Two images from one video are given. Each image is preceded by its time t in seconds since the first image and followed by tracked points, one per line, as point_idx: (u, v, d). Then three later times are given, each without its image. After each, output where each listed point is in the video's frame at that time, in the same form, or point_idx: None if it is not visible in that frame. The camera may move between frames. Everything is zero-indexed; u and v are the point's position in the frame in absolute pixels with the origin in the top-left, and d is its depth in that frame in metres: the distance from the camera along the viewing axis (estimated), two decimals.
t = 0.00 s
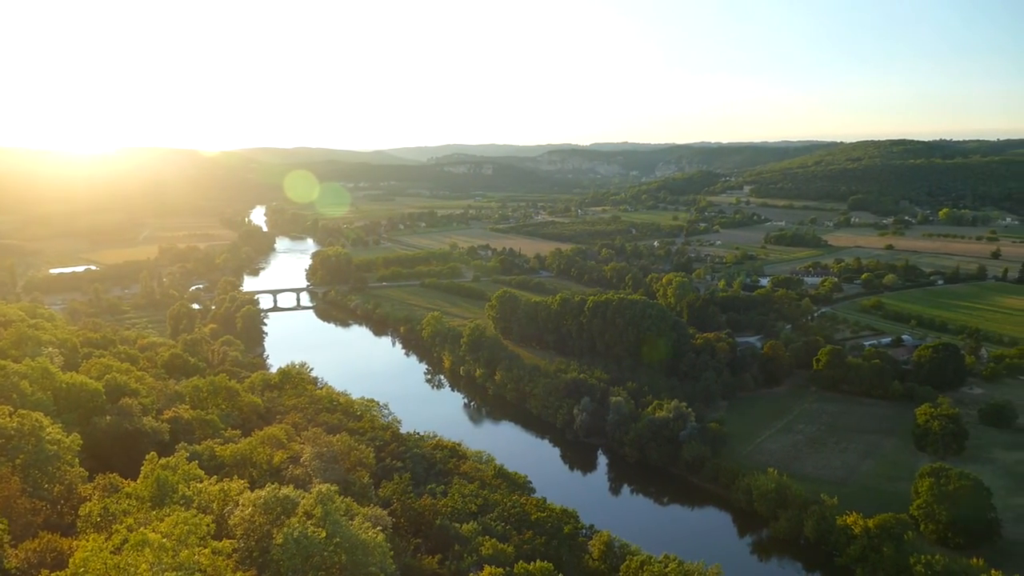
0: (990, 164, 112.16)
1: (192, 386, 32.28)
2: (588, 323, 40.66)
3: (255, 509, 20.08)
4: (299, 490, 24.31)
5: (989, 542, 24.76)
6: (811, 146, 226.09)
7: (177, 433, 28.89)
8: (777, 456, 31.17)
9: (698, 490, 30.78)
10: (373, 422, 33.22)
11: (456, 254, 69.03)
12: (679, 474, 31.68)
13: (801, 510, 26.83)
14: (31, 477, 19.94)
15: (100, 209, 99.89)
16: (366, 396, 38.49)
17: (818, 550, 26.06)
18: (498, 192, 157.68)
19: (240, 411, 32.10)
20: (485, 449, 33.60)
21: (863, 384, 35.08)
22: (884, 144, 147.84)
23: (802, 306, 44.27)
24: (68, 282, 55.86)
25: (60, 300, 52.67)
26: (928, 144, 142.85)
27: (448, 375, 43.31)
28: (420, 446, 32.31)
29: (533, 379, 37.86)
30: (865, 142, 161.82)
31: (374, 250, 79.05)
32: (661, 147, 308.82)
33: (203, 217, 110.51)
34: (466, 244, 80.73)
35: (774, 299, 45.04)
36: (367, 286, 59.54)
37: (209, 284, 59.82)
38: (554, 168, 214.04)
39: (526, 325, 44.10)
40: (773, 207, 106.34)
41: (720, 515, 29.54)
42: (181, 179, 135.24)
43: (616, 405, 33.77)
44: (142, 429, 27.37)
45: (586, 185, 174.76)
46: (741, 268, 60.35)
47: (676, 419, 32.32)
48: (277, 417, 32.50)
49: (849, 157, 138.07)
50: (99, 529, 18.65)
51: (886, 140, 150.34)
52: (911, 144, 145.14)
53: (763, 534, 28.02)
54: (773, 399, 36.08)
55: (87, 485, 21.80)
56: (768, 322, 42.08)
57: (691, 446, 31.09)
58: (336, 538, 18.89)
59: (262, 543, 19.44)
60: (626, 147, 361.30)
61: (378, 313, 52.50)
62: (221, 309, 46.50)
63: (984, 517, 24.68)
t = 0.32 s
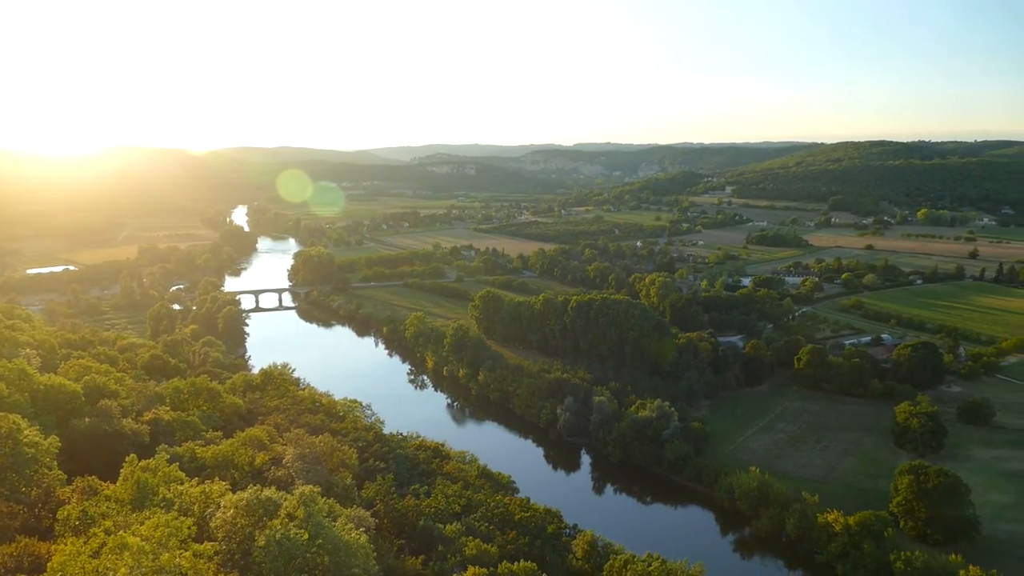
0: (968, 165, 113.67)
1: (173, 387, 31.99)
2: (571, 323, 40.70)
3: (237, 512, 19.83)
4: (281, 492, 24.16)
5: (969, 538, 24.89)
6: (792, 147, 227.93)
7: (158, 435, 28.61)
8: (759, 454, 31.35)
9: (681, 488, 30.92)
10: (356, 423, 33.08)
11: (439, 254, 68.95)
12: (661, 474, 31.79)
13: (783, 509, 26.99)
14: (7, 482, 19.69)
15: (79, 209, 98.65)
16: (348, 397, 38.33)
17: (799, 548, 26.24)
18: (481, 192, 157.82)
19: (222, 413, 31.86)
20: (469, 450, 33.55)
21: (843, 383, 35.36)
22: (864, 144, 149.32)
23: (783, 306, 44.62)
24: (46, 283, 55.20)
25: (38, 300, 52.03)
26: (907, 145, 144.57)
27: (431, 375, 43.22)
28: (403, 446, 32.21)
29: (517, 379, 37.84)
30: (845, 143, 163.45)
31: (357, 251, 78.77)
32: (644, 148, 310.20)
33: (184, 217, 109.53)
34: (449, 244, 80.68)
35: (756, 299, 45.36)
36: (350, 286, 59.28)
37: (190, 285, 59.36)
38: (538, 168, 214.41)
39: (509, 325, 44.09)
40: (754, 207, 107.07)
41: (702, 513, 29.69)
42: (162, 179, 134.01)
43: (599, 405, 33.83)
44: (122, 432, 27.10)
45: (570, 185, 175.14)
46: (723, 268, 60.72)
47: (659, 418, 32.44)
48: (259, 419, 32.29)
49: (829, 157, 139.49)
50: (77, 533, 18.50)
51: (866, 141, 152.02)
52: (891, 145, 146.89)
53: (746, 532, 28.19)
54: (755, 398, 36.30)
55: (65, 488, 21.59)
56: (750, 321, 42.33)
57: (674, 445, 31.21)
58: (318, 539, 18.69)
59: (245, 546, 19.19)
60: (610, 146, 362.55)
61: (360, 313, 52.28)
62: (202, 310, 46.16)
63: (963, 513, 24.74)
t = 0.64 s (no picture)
0: (941, 165, 115.39)
1: (149, 390, 31.64)
2: (551, 323, 40.74)
3: (215, 516, 19.50)
4: (259, 495, 24.00)
5: (943, 533, 25.23)
6: (769, 147, 230.12)
7: (134, 438, 28.24)
8: (738, 452, 31.60)
9: (661, 487, 31.08)
10: (335, 425, 32.90)
11: (418, 254, 68.79)
12: (641, 472, 31.94)
13: (761, 506, 27.20)
14: None
15: (53, 209, 97.29)
16: (327, 398, 38.12)
17: (778, 544, 26.44)
18: (460, 193, 157.52)
19: (199, 415, 31.56)
20: (449, 451, 33.48)
21: (820, 381, 35.73)
22: (840, 145, 151.04)
23: (761, 305, 45.01)
24: (19, 285, 54.35)
25: (10, 303, 51.20)
26: (883, 146, 146.46)
27: (411, 376, 43.12)
28: (383, 448, 32.10)
29: (497, 379, 37.82)
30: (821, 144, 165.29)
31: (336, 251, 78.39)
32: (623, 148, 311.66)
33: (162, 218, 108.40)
34: (428, 245, 80.57)
35: (734, 299, 45.73)
36: (330, 287, 58.94)
37: (167, 286, 58.72)
38: (518, 168, 214.60)
39: (489, 325, 44.10)
40: (732, 207, 107.92)
41: (682, 512, 29.87)
42: (137, 180, 132.42)
43: (579, 405, 33.91)
44: (96, 436, 26.71)
45: (550, 185, 175.47)
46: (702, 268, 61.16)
47: (639, 417, 32.56)
48: (237, 421, 32.03)
49: (805, 158, 141.07)
50: (50, 540, 18.31)
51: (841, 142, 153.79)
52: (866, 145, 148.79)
53: (725, 530, 28.41)
54: (734, 397, 36.58)
55: (38, 493, 21.32)
56: (729, 321, 42.64)
57: (654, 444, 31.35)
58: (297, 542, 18.46)
59: (223, 549, 18.83)
60: (591, 146, 363.70)
61: (339, 314, 52.02)
62: (179, 312, 45.72)
63: (937, 509, 25.11)
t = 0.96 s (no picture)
0: (910, 166, 117.47)
1: (118, 393, 31.17)
2: (526, 323, 40.79)
3: (186, 519, 19.00)
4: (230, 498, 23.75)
5: (911, 529, 25.64)
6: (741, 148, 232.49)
7: (102, 441, 27.80)
8: (711, 451, 31.87)
9: (635, 486, 31.25)
10: (308, 426, 32.63)
11: (391, 254, 68.57)
12: (616, 472, 32.04)
13: (734, 504, 27.43)
14: None
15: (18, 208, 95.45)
16: (299, 400, 37.82)
17: (751, 542, 26.67)
18: (434, 193, 157.10)
19: (169, 418, 31.12)
20: (424, 452, 33.37)
21: (791, 380, 36.15)
22: (811, 146, 153.08)
23: (733, 305, 45.48)
24: None
25: None
26: (853, 148, 148.72)
27: (385, 377, 42.93)
28: (357, 449, 31.93)
29: (471, 380, 37.77)
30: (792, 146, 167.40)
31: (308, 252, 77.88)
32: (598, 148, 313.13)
33: (131, 218, 106.84)
34: (402, 245, 80.32)
35: (707, 299, 46.14)
36: (303, 288, 58.54)
37: (136, 287, 57.91)
38: (493, 168, 214.61)
39: (463, 325, 44.06)
40: (705, 208, 108.83)
41: (656, 511, 30.03)
42: (106, 180, 130.34)
43: (554, 405, 33.94)
44: (63, 439, 26.25)
45: (526, 185, 175.85)
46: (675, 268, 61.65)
47: (613, 417, 32.67)
48: (208, 424, 31.68)
49: (777, 159, 142.76)
50: (15, 546, 17.96)
51: (812, 144, 155.92)
52: (836, 146, 150.87)
53: (698, 528, 28.61)
54: (707, 396, 36.89)
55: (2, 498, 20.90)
56: (701, 321, 43.01)
57: (628, 444, 31.47)
58: (270, 546, 18.14)
59: (194, 554, 18.34)
60: (566, 146, 365.01)
61: (312, 315, 51.66)
62: (149, 313, 45.14)
63: (905, 506, 25.54)
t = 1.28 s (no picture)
0: (879, 167, 119.33)
1: (87, 396, 30.71)
2: (501, 323, 40.82)
3: (157, 524, 18.51)
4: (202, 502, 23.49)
5: (881, 525, 25.98)
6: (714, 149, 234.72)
7: (71, 445, 27.37)
8: (686, 450, 32.10)
9: (610, 485, 31.37)
10: (283, 428, 32.37)
11: (365, 255, 68.31)
12: (591, 471, 32.13)
13: (708, 502, 27.63)
14: None
15: None
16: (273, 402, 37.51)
17: (725, 540, 26.89)
18: (408, 193, 156.48)
19: (140, 421, 30.69)
20: (399, 453, 33.24)
21: (764, 378, 36.55)
22: (783, 147, 154.89)
23: (706, 304, 45.90)
24: None
25: None
26: (824, 149, 150.77)
27: (360, 378, 42.71)
28: (332, 451, 31.74)
29: (447, 380, 37.71)
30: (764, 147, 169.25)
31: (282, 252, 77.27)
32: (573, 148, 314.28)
33: (99, 219, 105.23)
34: (377, 246, 80.01)
35: (680, 298, 46.50)
36: (278, 289, 58.10)
37: (106, 289, 57.08)
38: (468, 168, 214.40)
39: (438, 326, 43.98)
40: (678, 208, 109.65)
41: (631, 510, 30.19)
42: (73, 181, 128.25)
43: (529, 405, 33.96)
44: (31, 444, 25.79)
45: (501, 186, 175.87)
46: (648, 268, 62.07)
47: (588, 417, 32.75)
48: (180, 426, 31.34)
49: (750, 159, 144.23)
50: None
51: (784, 145, 157.82)
52: (808, 147, 152.71)
53: (673, 526, 28.80)
54: (681, 395, 37.16)
55: None
56: (675, 321, 43.33)
57: (603, 443, 31.58)
58: (244, 549, 17.92)
59: (166, 559, 17.85)
60: (543, 147, 365.94)
61: (286, 316, 51.28)
62: (119, 315, 44.51)
63: (876, 502, 25.89)
